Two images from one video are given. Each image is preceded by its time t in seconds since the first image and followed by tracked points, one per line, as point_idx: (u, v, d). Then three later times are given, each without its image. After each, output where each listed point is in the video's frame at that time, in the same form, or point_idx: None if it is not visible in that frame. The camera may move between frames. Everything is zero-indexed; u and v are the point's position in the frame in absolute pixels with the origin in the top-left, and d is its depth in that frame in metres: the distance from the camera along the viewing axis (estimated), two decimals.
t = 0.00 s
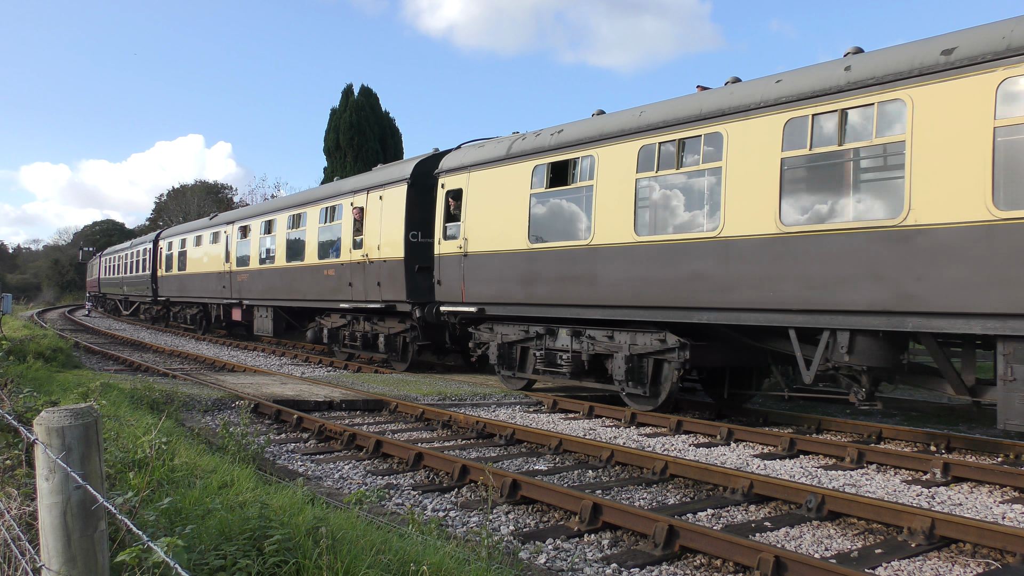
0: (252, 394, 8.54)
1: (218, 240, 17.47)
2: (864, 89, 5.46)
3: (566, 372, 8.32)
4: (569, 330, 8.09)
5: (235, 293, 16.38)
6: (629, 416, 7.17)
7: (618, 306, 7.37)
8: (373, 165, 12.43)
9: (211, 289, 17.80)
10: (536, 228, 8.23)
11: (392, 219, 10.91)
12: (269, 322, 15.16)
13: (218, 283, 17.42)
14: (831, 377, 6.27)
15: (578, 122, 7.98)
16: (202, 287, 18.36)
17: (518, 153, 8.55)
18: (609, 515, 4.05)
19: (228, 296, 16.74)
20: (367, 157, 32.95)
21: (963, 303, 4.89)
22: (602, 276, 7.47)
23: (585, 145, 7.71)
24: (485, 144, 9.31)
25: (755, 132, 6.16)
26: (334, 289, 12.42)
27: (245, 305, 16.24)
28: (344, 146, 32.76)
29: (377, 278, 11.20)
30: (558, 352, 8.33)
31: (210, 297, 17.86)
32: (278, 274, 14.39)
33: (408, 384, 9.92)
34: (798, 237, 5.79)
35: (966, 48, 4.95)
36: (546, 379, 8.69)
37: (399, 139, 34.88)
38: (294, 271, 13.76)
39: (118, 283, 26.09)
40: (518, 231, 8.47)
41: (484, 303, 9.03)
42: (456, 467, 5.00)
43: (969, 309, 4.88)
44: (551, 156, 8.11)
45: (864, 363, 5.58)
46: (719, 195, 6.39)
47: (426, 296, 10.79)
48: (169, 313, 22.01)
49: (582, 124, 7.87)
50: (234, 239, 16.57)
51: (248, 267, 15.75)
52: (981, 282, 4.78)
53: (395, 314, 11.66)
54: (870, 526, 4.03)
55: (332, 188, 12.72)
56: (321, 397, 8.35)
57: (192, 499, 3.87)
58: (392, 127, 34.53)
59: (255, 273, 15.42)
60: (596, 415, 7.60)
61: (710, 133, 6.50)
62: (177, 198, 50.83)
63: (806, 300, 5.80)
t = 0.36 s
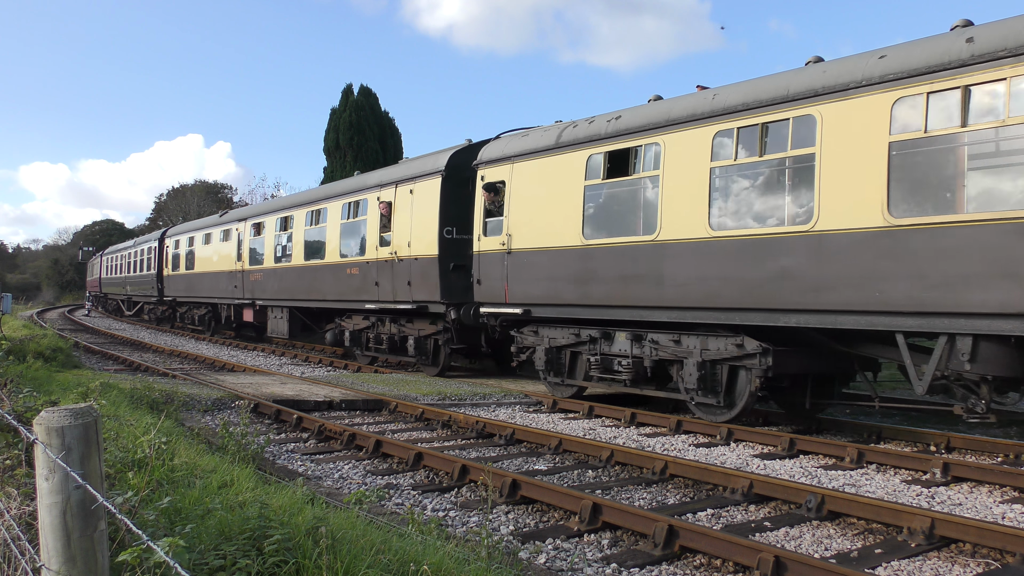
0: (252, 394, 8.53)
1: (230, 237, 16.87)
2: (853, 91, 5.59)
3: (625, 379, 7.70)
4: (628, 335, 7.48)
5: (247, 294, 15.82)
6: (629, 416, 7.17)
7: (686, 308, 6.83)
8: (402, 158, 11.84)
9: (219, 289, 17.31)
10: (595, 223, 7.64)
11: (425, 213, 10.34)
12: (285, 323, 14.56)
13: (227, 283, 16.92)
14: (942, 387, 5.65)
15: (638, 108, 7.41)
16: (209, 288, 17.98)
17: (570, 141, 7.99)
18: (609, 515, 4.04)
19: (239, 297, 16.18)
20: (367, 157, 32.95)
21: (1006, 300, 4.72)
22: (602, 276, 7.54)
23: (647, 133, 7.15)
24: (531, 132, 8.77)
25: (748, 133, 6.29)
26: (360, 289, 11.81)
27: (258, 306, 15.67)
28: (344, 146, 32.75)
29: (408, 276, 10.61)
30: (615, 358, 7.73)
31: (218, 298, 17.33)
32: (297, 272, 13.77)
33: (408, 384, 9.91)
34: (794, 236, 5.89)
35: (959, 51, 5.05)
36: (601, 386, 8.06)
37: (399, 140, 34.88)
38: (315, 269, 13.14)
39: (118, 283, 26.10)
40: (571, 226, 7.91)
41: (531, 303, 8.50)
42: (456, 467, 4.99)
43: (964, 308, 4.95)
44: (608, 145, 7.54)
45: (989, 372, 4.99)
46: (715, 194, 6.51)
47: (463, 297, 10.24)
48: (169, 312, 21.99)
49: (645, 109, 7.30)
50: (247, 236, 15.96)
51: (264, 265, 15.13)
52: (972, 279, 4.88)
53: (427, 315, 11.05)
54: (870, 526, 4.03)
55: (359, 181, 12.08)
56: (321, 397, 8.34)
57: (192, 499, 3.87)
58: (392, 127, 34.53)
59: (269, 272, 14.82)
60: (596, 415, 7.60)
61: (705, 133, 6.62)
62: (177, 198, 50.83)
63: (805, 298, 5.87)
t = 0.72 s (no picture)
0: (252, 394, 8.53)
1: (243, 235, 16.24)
2: (927, 75, 5.22)
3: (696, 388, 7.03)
4: (700, 339, 6.85)
5: (260, 294, 15.23)
6: (629, 415, 7.17)
7: (772, 309, 6.18)
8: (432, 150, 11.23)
9: (229, 289, 16.76)
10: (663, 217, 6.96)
11: (463, 208, 9.75)
12: (303, 326, 13.96)
13: (238, 284, 16.36)
14: None
15: (710, 91, 6.76)
16: (216, 288, 17.54)
17: (631, 128, 7.29)
18: (609, 515, 4.04)
19: (252, 297, 15.58)
20: (367, 157, 32.94)
21: None
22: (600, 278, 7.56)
23: (721, 118, 6.52)
24: (582, 119, 8.09)
25: (808, 124, 5.88)
26: (390, 289, 11.14)
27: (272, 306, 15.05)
28: (344, 146, 32.73)
29: (444, 276, 10.05)
30: (683, 365, 7.06)
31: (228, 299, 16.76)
32: (317, 271, 13.11)
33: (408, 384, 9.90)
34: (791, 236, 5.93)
35: (941, 52, 5.18)
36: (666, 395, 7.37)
37: (399, 140, 34.88)
38: (339, 268, 12.47)
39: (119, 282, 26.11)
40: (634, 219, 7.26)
41: (585, 305, 7.83)
42: (456, 467, 4.99)
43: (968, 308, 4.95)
44: (675, 132, 6.89)
45: None
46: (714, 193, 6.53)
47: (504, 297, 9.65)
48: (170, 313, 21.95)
49: (717, 92, 6.67)
50: (262, 233, 15.32)
51: (280, 263, 14.46)
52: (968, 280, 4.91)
53: (460, 317, 10.44)
54: (870, 526, 4.03)
55: (387, 175, 11.43)
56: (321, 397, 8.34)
57: (192, 499, 3.87)
58: (392, 127, 34.52)
59: (287, 271, 14.19)
60: (596, 415, 7.60)
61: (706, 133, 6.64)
62: (177, 198, 50.82)
63: (806, 298, 5.86)
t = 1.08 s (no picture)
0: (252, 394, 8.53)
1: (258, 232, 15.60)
2: None
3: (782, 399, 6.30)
4: (786, 344, 6.16)
5: (275, 295, 14.62)
6: (629, 415, 7.17)
7: (877, 313, 5.49)
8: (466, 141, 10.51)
9: (240, 289, 16.22)
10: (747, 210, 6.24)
11: (506, 201, 8.96)
12: (322, 327, 13.34)
13: (250, 284, 15.79)
14: None
15: (800, 70, 6.07)
16: (225, 289, 17.04)
17: (702, 113, 6.63)
18: (609, 515, 4.04)
19: (266, 298, 14.95)
20: (367, 157, 32.94)
21: None
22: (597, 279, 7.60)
23: (816, 100, 5.82)
24: (645, 104, 7.36)
25: (924, 105, 5.20)
26: (422, 290, 10.37)
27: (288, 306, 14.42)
28: (344, 146, 32.72)
29: (484, 274, 9.24)
30: (765, 373, 6.37)
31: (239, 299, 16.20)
32: (340, 270, 12.39)
33: (408, 384, 9.90)
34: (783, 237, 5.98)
35: None
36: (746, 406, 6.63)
37: (399, 140, 34.87)
38: (363, 267, 11.75)
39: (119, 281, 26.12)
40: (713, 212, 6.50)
41: (652, 307, 7.10)
42: (456, 467, 4.99)
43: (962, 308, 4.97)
44: (763, 115, 6.16)
45: None
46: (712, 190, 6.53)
47: (552, 297, 8.84)
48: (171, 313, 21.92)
49: (811, 70, 5.96)
50: (278, 230, 14.66)
51: (299, 261, 13.78)
52: (961, 282, 4.94)
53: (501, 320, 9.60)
54: (870, 526, 4.03)
55: (417, 167, 10.70)
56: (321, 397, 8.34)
57: (192, 499, 3.87)
58: (392, 127, 34.50)
59: (305, 270, 13.54)
60: (596, 415, 7.60)
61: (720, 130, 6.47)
62: (177, 198, 50.84)
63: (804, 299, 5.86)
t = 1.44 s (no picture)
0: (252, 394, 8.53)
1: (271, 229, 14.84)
2: None
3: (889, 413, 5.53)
4: (893, 352, 5.40)
5: (292, 296, 13.93)
6: (629, 416, 7.18)
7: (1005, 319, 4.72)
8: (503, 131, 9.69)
9: (252, 289, 15.54)
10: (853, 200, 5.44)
11: (555, 193, 8.11)
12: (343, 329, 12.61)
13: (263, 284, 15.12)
14: None
15: (859, 55, 5.61)
16: (235, 289, 16.45)
17: (792, 94, 5.87)
18: (608, 515, 4.04)
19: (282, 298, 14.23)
20: (367, 157, 32.94)
21: None
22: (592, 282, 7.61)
23: (886, 85, 5.31)
24: (719, 87, 6.62)
25: None
26: (458, 290, 9.50)
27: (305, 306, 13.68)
28: (344, 146, 32.71)
29: (531, 273, 8.40)
30: (866, 383, 5.61)
31: (252, 299, 15.51)
32: (365, 269, 11.55)
33: (408, 384, 9.90)
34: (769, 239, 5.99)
35: None
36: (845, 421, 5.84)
37: (399, 140, 34.87)
38: (391, 265, 10.88)
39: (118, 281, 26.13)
40: (812, 203, 5.68)
41: (730, 309, 6.32)
42: (456, 467, 4.99)
43: (951, 309, 4.98)
44: (871, 94, 5.39)
45: None
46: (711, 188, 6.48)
47: (608, 299, 8.00)
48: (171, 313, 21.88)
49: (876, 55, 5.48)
50: (294, 227, 13.89)
51: (318, 260, 13.00)
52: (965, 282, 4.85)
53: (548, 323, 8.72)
54: (869, 526, 4.03)
55: (450, 159, 9.85)
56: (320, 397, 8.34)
57: (192, 499, 3.87)
58: (392, 127, 34.48)
59: (325, 269, 12.74)
60: (596, 415, 7.60)
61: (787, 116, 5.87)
62: (177, 198, 50.83)
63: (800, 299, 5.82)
